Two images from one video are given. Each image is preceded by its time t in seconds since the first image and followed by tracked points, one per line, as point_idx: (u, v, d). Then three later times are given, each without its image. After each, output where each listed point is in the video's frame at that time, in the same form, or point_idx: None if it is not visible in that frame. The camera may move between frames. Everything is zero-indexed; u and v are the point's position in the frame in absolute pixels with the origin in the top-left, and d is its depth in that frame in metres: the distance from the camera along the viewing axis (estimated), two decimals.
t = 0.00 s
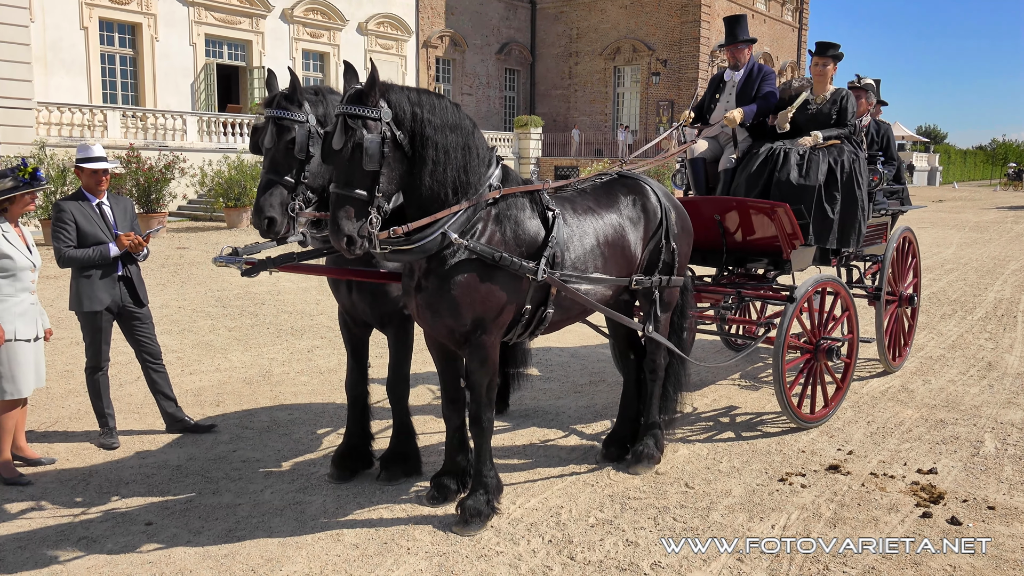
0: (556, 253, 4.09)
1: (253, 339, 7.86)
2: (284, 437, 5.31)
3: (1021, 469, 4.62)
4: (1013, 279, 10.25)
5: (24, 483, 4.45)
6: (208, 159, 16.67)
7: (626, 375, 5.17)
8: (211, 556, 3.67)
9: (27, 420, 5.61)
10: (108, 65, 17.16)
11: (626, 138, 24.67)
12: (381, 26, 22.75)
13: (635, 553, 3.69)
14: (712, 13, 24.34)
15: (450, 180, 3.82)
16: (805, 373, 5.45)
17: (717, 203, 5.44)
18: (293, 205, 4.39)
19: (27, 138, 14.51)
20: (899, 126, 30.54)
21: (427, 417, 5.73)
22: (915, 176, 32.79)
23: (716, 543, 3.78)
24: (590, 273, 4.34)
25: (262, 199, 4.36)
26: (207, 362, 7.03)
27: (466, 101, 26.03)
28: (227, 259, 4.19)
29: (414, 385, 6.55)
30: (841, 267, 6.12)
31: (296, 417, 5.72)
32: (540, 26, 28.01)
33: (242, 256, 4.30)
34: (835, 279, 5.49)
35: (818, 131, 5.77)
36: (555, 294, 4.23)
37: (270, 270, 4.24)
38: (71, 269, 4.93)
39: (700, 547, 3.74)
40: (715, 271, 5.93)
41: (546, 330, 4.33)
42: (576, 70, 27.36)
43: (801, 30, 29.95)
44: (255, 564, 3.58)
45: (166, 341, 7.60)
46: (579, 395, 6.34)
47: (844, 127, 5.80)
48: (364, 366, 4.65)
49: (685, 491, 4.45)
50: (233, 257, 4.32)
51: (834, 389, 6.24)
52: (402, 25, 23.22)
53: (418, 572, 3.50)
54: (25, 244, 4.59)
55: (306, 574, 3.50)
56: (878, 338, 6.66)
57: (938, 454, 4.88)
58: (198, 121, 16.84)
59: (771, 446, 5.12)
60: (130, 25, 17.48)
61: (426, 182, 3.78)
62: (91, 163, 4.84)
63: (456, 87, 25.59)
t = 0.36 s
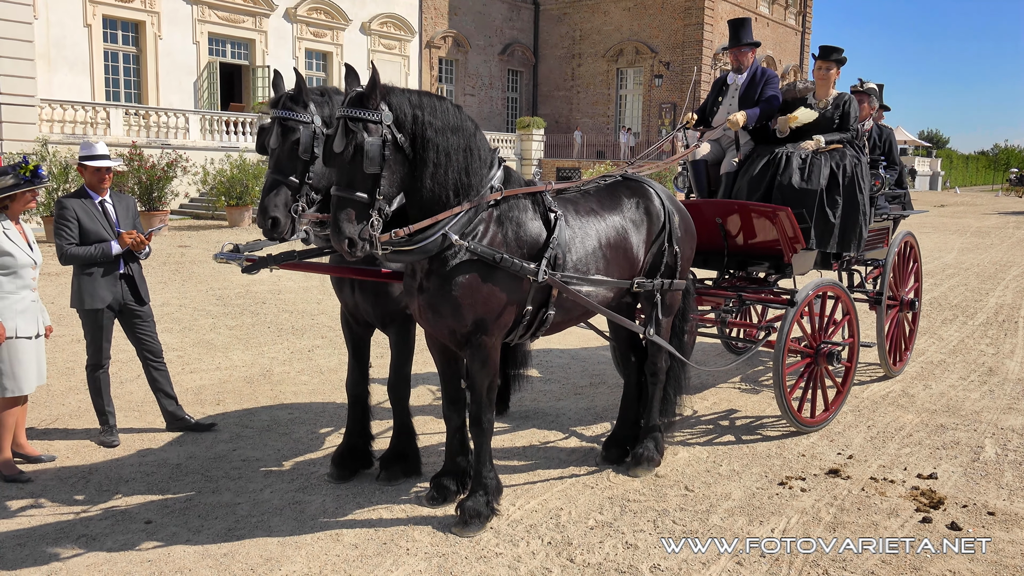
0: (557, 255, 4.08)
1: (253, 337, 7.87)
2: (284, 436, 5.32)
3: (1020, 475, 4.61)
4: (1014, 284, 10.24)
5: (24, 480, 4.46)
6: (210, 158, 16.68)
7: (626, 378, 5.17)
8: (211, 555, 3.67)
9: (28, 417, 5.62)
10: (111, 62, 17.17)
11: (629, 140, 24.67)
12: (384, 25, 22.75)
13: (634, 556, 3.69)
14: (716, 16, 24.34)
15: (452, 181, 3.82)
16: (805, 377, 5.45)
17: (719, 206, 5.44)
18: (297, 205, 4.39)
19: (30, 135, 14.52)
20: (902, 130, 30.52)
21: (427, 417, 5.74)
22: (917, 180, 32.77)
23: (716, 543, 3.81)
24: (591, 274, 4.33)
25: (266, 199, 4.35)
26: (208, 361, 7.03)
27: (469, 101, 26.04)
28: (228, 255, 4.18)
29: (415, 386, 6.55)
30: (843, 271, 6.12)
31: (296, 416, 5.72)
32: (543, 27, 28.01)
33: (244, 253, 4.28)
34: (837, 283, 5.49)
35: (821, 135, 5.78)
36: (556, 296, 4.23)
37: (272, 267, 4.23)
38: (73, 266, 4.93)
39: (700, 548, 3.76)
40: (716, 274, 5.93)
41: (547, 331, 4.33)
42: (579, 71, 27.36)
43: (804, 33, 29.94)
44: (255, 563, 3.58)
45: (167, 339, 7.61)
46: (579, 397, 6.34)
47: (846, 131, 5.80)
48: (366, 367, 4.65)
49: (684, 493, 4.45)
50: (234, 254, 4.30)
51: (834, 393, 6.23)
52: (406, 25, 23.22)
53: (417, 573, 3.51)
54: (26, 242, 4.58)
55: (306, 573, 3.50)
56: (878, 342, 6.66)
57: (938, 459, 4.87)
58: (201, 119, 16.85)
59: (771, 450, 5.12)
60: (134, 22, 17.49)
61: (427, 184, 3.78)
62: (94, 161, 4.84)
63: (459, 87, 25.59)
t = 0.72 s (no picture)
0: (556, 255, 4.08)
1: (254, 338, 7.87)
2: (284, 437, 5.32)
3: (1021, 478, 4.61)
4: (1015, 287, 10.23)
5: (24, 480, 4.46)
6: (211, 158, 16.69)
7: (627, 379, 5.18)
8: (210, 555, 3.67)
9: (28, 417, 5.62)
10: (112, 63, 17.19)
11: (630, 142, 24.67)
12: (386, 26, 22.76)
13: (634, 558, 3.68)
14: (717, 18, 24.34)
15: (452, 182, 3.82)
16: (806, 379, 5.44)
17: (719, 208, 5.44)
18: (299, 202, 4.40)
19: (31, 135, 14.54)
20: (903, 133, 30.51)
21: (428, 418, 5.74)
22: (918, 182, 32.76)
23: (716, 543, 3.83)
24: (590, 275, 4.33)
25: (267, 195, 4.37)
26: (208, 361, 7.03)
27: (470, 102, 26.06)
28: (229, 253, 4.17)
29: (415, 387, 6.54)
30: (844, 274, 6.12)
31: (296, 417, 5.72)
32: (544, 28, 28.02)
33: (244, 253, 4.26)
34: (837, 285, 5.48)
35: (822, 137, 5.79)
36: (555, 296, 4.23)
37: (273, 267, 4.23)
38: (74, 266, 4.94)
39: (701, 548, 3.78)
40: (717, 276, 5.93)
41: (546, 332, 4.33)
42: (580, 73, 27.37)
43: (805, 36, 29.95)
44: (254, 563, 3.58)
45: (167, 339, 7.61)
46: (580, 398, 6.33)
47: (847, 134, 5.80)
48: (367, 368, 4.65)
49: (685, 495, 4.44)
50: (235, 254, 4.29)
51: (835, 395, 6.23)
52: (407, 26, 23.24)
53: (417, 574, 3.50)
54: (27, 242, 4.59)
55: (306, 574, 3.50)
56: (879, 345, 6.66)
57: (939, 462, 4.87)
58: (202, 119, 16.86)
59: (772, 452, 5.11)
60: (136, 23, 17.51)
61: (428, 186, 3.78)
62: (96, 161, 4.85)
63: (460, 88, 25.61)
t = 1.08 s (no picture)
0: (555, 254, 4.09)
1: (254, 338, 7.89)
2: (285, 437, 5.33)
3: (1022, 480, 4.61)
4: (1015, 289, 10.24)
5: (25, 479, 4.48)
6: (212, 158, 16.72)
7: (628, 380, 5.19)
8: (211, 555, 3.68)
9: (29, 416, 5.64)
10: (113, 63, 17.20)
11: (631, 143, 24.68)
12: (387, 27, 22.77)
13: (634, 559, 3.69)
14: (718, 19, 24.35)
15: (452, 183, 3.84)
16: (807, 381, 5.44)
17: (720, 209, 5.44)
18: (301, 203, 4.41)
19: (32, 134, 14.55)
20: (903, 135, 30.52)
21: (428, 418, 5.75)
22: (919, 184, 32.77)
23: (716, 543, 3.86)
24: (590, 274, 4.34)
25: (269, 196, 4.38)
26: (209, 361, 7.05)
27: (471, 103, 26.08)
28: (232, 253, 4.18)
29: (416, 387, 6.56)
30: (845, 275, 6.13)
31: (297, 417, 5.73)
32: (546, 29, 28.04)
33: (248, 251, 4.28)
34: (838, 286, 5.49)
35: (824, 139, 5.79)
36: (555, 294, 4.23)
37: (275, 266, 4.24)
38: (75, 265, 4.96)
39: (701, 547, 3.81)
40: (717, 277, 5.93)
41: (546, 329, 4.34)
42: (581, 74, 27.39)
43: (806, 37, 29.97)
44: (254, 563, 3.59)
45: (168, 339, 7.62)
46: (581, 399, 6.35)
47: (849, 136, 5.79)
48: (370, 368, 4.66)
49: (685, 497, 4.46)
50: (238, 253, 4.30)
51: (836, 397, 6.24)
52: (408, 26, 23.25)
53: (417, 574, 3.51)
54: (29, 242, 4.61)
55: (306, 574, 3.51)
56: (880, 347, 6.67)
57: (939, 464, 4.88)
58: (203, 119, 16.89)
59: (772, 454, 5.12)
60: (137, 23, 17.53)
61: (428, 188, 3.80)
62: (98, 161, 4.86)
63: (461, 89, 25.63)
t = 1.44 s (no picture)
0: (557, 256, 4.09)
1: (254, 338, 7.89)
2: (284, 437, 5.34)
3: (1022, 483, 4.62)
4: (1016, 292, 10.24)
5: (24, 478, 4.48)
6: (213, 157, 16.72)
7: (629, 380, 5.21)
8: (210, 554, 3.68)
9: (29, 415, 5.64)
10: (114, 61, 17.20)
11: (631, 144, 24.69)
12: (388, 27, 22.78)
13: (634, 560, 3.70)
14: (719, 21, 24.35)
15: (454, 187, 3.83)
16: (806, 383, 5.45)
17: (721, 211, 5.45)
18: (304, 202, 4.44)
19: (32, 133, 14.54)
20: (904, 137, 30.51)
21: (428, 419, 5.75)
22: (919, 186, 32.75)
23: (716, 543, 3.88)
24: (591, 277, 4.34)
25: (271, 196, 4.42)
26: (209, 361, 7.05)
27: (472, 103, 26.08)
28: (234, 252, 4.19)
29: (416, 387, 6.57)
30: (845, 278, 6.13)
31: (296, 417, 5.73)
32: (547, 30, 28.04)
33: (250, 250, 4.29)
34: (838, 288, 5.50)
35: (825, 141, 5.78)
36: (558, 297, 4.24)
37: (276, 265, 4.24)
38: (75, 264, 4.96)
39: (701, 547, 3.83)
40: (717, 279, 5.93)
41: (549, 330, 4.34)
42: (582, 75, 27.39)
43: (807, 39, 29.97)
44: (254, 562, 3.60)
45: (168, 338, 7.62)
46: (580, 400, 6.35)
47: (850, 137, 5.79)
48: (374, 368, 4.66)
49: (685, 498, 4.46)
50: (240, 252, 4.29)
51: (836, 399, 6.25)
52: (409, 26, 23.26)
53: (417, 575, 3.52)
54: (30, 240, 4.62)
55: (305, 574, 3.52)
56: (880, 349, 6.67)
57: (939, 466, 4.88)
58: (204, 118, 16.89)
59: (772, 456, 5.12)
60: (138, 22, 17.53)
61: (429, 193, 3.80)
62: (98, 161, 4.86)
63: (461, 89, 25.63)
